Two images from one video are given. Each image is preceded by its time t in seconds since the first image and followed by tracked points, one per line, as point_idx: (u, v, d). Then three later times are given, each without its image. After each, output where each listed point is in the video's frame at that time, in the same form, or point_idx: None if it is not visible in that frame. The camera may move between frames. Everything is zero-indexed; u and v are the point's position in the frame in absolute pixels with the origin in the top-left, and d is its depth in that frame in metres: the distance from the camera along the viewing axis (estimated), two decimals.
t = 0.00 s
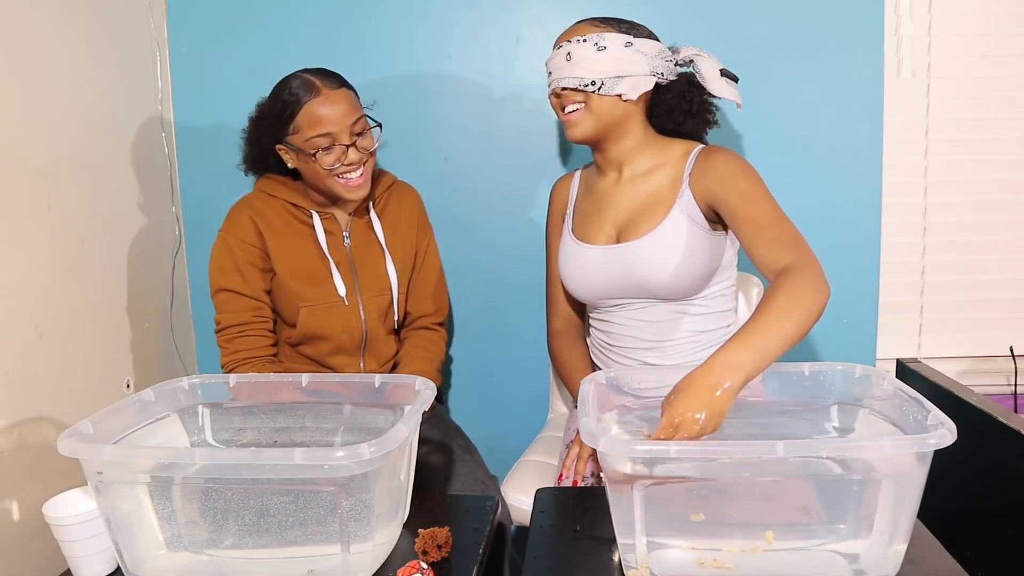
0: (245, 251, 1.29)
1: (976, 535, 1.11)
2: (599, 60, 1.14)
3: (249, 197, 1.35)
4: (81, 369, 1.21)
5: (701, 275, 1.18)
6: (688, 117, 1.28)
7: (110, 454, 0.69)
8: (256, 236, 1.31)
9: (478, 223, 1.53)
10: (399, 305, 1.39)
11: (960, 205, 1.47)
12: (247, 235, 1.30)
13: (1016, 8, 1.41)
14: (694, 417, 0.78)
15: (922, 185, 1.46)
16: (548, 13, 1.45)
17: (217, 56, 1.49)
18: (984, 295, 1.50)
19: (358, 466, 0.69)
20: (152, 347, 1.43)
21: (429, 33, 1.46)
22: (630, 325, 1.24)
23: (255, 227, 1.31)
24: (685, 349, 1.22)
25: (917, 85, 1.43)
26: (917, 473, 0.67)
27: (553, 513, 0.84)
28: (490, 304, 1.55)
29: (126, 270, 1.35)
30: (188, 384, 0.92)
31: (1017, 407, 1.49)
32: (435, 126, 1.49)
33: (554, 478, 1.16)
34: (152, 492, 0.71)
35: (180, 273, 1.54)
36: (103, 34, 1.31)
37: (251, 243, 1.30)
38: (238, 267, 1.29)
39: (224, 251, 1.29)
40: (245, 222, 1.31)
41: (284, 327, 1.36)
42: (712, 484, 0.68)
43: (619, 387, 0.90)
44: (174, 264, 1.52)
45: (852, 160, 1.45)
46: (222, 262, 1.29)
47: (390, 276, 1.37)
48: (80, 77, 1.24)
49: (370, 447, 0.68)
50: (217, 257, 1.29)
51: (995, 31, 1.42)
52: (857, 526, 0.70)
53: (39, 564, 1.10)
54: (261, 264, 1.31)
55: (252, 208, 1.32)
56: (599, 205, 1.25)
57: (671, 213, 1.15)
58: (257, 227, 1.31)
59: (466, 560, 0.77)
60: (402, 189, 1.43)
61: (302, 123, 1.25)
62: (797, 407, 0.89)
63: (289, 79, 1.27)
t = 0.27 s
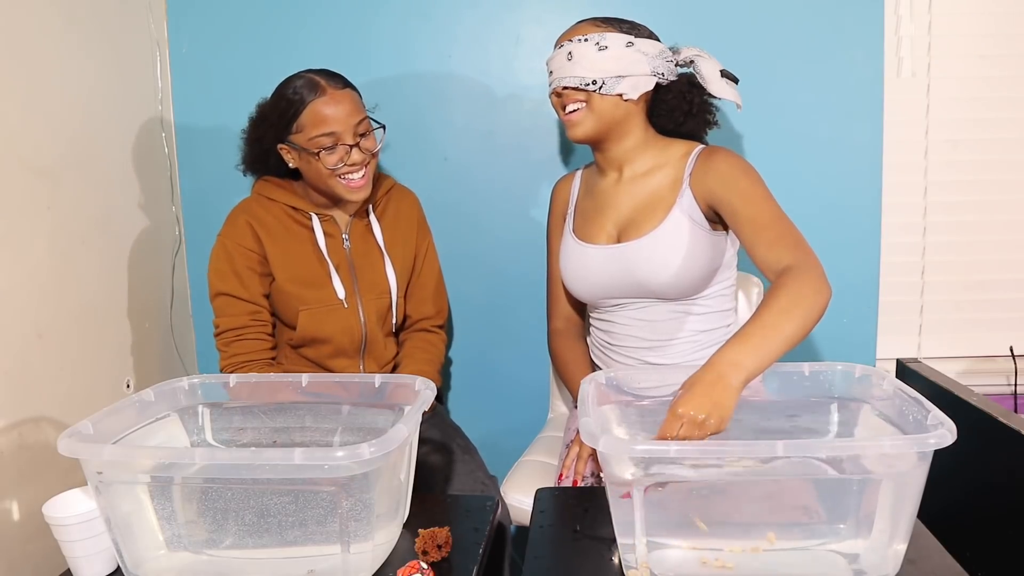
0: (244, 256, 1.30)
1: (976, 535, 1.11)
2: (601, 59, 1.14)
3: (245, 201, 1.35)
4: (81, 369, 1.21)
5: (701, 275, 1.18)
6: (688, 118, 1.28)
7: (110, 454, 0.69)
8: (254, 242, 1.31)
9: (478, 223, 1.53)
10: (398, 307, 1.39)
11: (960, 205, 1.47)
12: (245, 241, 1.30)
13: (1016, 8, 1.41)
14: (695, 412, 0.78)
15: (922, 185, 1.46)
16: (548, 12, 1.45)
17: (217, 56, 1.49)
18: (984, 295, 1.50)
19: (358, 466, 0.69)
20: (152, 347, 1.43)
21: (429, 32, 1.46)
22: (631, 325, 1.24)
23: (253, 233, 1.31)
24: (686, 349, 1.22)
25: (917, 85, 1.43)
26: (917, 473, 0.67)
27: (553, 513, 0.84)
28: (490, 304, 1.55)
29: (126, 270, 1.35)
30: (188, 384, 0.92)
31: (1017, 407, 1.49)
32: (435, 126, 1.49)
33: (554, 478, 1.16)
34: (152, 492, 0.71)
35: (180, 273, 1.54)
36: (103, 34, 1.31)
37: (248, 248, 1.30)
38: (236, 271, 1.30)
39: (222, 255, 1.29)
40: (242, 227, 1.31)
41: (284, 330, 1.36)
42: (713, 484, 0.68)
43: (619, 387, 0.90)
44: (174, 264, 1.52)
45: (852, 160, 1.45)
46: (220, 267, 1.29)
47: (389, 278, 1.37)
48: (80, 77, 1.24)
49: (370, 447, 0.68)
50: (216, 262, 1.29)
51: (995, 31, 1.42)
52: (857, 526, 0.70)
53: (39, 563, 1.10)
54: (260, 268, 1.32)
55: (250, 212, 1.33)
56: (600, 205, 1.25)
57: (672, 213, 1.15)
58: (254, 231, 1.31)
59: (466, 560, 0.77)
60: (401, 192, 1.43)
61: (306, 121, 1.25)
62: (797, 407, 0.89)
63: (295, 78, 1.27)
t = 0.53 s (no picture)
0: (243, 258, 1.30)
1: (976, 535, 1.11)
2: (603, 58, 1.14)
3: (245, 203, 1.35)
4: (81, 369, 1.21)
5: (702, 275, 1.18)
6: (689, 119, 1.28)
7: (110, 454, 0.69)
8: (253, 244, 1.31)
9: (478, 223, 1.53)
10: (398, 308, 1.39)
11: (960, 205, 1.47)
12: (244, 243, 1.30)
13: (1016, 8, 1.41)
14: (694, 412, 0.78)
15: (922, 185, 1.46)
16: (548, 12, 1.45)
17: (216, 56, 1.49)
18: (984, 295, 1.50)
19: (358, 466, 0.69)
20: (152, 347, 1.43)
21: (429, 32, 1.46)
22: (631, 324, 1.24)
23: (251, 236, 1.31)
24: (686, 348, 1.22)
25: (917, 85, 1.43)
26: (917, 473, 0.67)
27: (552, 513, 0.84)
28: (490, 304, 1.55)
29: (126, 270, 1.35)
30: (188, 384, 0.92)
31: (1017, 407, 1.49)
32: (434, 126, 1.49)
33: (554, 478, 1.16)
34: (152, 491, 0.71)
35: (180, 273, 1.54)
36: (103, 34, 1.31)
37: (247, 250, 1.30)
38: (235, 274, 1.30)
39: (221, 257, 1.29)
40: (241, 230, 1.31)
41: (283, 331, 1.36)
42: (712, 484, 0.68)
43: (620, 386, 0.89)
44: (174, 264, 1.52)
45: (852, 160, 1.45)
46: (220, 269, 1.29)
47: (388, 279, 1.37)
48: (80, 77, 1.24)
49: (370, 447, 0.68)
50: (215, 264, 1.29)
51: (994, 31, 1.42)
52: (857, 526, 0.70)
53: (39, 563, 1.10)
54: (259, 271, 1.31)
55: (248, 214, 1.33)
56: (601, 205, 1.25)
57: (673, 213, 1.15)
58: (253, 234, 1.31)
59: (466, 560, 0.77)
60: (401, 194, 1.43)
61: (309, 116, 1.25)
62: (797, 407, 0.89)
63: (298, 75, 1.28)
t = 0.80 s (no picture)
0: (243, 259, 1.30)
1: (976, 535, 1.11)
2: (605, 58, 1.14)
3: (245, 203, 1.35)
4: (81, 369, 1.21)
5: (703, 275, 1.18)
6: (690, 119, 1.28)
7: (110, 454, 0.69)
8: (252, 245, 1.31)
9: (478, 223, 1.53)
10: (398, 308, 1.39)
11: (960, 205, 1.47)
12: (244, 243, 1.30)
13: (1016, 8, 1.41)
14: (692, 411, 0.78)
15: (922, 184, 1.46)
16: (548, 12, 1.45)
17: (217, 56, 1.49)
18: (984, 294, 1.50)
19: (358, 466, 0.69)
20: (152, 347, 1.43)
21: (429, 32, 1.46)
22: (631, 324, 1.24)
23: (251, 236, 1.31)
24: (686, 348, 1.22)
25: (917, 85, 1.43)
26: (916, 473, 0.67)
27: (553, 513, 0.84)
28: (490, 305, 1.55)
29: (126, 270, 1.35)
30: (188, 383, 0.92)
31: (1017, 407, 1.49)
32: (435, 126, 1.49)
33: (554, 477, 1.16)
34: (152, 491, 0.71)
35: (180, 273, 1.54)
36: (103, 34, 1.31)
37: (247, 251, 1.30)
38: (234, 274, 1.30)
39: (221, 257, 1.29)
40: (241, 230, 1.31)
41: (283, 332, 1.36)
42: (712, 484, 0.68)
43: (620, 386, 0.89)
44: (174, 264, 1.52)
45: (852, 160, 1.45)
46: (220, 269, 1.29)
47: (389, 279, 1.37)
48: (80, 77, 1.24)
49: (370, 447, 0.68)
50: (214, 264, 1.29)
51: (995, 30, 1.42)
52: (857, 526, 0.70)
53: (39, 563, 1.10)
54: (258, 271, 1.31)
55: (248, 214, 1.33)
56: (603, 204, 1.25)
57: (674, 212, 1.15)
58: (253, 234, 1.31)
59: (466, 560, 0.77)
60: (401, 194, 1.44)
61: (311, 111, 1.25)
62: (797, 407, 0.89)
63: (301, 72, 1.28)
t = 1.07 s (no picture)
0: (244, 259, 1.30)
1: (976, 535, 1.11)
2: (607, 58, 1.14)
3: (246, 203, 1.35)
4: (81, 369, 1.21)
5: (704, 275, 1.18)
6: (692, 119, 1.28)
7: (110, 454, 0.69)
8: (253, 245, 1.31)
9: (479, 223, 1.53)
10: (399, 308, 1.39)
11: (960, 205, 1.47)
12: (244, 243, 1.30)
13: (1016, 7, 1.41)
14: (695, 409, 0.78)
15: (922, 184, 1.46)
16: (548, 12, 1.45)
17: (216, 56, 1.49)
18: (984, 294, 1.50)
19: (358, 466, 0.69)
20: (152, 347, 1.43)
21: (429, 32, 1.46)
22: (632, 323, 1.24)
23: (252, 236, 1.31)
24: (686, 348, 1.22)
25: (917, 85, 1.43)
26: (916, 473, 0.67)
27: (552, 513, 0.84)
28: (490, 305, 1.55)
29: (126, 270, 1.35)
30: (188, 384, 0.92)
31: (1017, 407, 1.49)
32: (435, 126, 1.49)
33: (554, 477, 1.16)
34: (152, 491, 0.71)
35: (179, 273, 1.54)
36: (103, 34, 1.31)
37: (248, 251, 1.30)
38: (235, 274, 1.30)
39: (221, 257, 1.29)
40: (242, 229, 1.31)
41: (283, 332, 1.36)
42: (712, 484, 0.68)
43: (620, 386, 0.89)
44: (174, 264, 1.52)
45: (852, 160, 1.45)
46: (220, 269, 1.29)
47: (389, 279, 1.37)
48: (80, 77, 1.24)
49: (370, 447, 0.68)
50: (215, 264, 1.29)
51: (995, 31, 1.42)
52: (857, 526, 0.70)
53: (39, 563, 1.10)
54: (259, 271, 1.31)
55: (249, 214, 1.33)
56: (604, 203, 1.25)
57: (675, 212, 1.15)
58: (253, 234, 1.31)
59: (466, 560, 0.77)
60: (402, 195, 1.44)
61: (315, 110, 1.25)
62: (797, 406, 0.89)
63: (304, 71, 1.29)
